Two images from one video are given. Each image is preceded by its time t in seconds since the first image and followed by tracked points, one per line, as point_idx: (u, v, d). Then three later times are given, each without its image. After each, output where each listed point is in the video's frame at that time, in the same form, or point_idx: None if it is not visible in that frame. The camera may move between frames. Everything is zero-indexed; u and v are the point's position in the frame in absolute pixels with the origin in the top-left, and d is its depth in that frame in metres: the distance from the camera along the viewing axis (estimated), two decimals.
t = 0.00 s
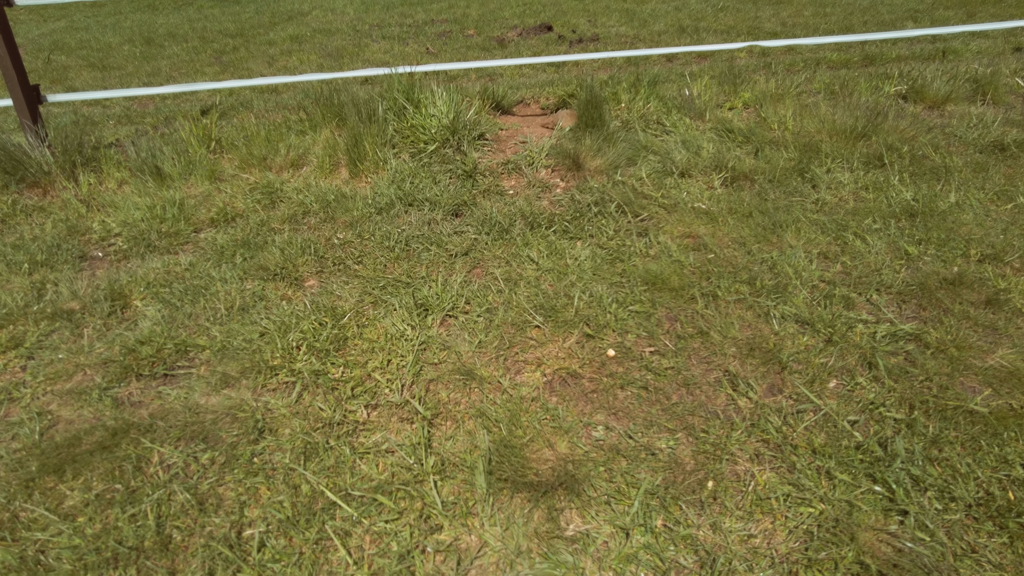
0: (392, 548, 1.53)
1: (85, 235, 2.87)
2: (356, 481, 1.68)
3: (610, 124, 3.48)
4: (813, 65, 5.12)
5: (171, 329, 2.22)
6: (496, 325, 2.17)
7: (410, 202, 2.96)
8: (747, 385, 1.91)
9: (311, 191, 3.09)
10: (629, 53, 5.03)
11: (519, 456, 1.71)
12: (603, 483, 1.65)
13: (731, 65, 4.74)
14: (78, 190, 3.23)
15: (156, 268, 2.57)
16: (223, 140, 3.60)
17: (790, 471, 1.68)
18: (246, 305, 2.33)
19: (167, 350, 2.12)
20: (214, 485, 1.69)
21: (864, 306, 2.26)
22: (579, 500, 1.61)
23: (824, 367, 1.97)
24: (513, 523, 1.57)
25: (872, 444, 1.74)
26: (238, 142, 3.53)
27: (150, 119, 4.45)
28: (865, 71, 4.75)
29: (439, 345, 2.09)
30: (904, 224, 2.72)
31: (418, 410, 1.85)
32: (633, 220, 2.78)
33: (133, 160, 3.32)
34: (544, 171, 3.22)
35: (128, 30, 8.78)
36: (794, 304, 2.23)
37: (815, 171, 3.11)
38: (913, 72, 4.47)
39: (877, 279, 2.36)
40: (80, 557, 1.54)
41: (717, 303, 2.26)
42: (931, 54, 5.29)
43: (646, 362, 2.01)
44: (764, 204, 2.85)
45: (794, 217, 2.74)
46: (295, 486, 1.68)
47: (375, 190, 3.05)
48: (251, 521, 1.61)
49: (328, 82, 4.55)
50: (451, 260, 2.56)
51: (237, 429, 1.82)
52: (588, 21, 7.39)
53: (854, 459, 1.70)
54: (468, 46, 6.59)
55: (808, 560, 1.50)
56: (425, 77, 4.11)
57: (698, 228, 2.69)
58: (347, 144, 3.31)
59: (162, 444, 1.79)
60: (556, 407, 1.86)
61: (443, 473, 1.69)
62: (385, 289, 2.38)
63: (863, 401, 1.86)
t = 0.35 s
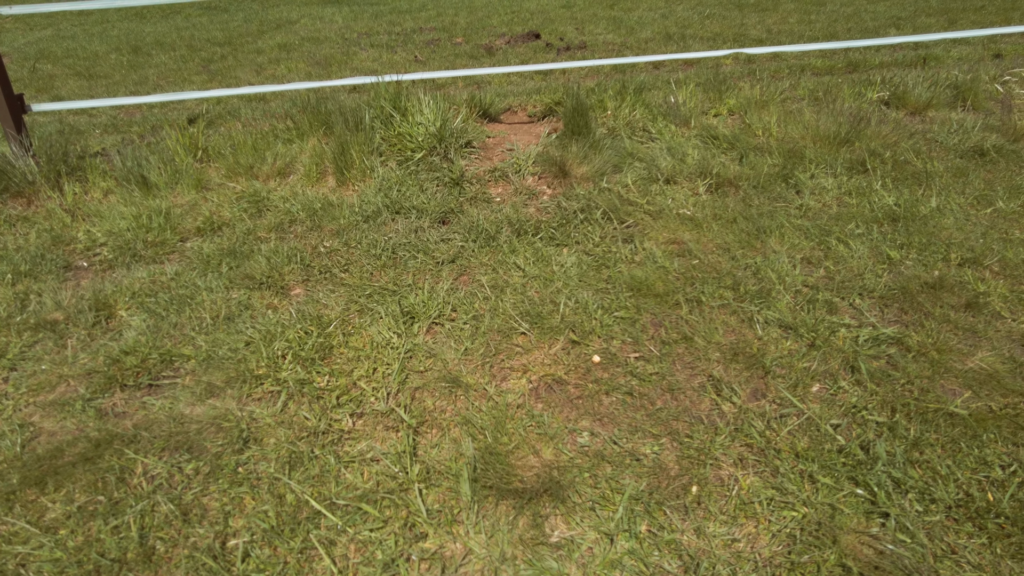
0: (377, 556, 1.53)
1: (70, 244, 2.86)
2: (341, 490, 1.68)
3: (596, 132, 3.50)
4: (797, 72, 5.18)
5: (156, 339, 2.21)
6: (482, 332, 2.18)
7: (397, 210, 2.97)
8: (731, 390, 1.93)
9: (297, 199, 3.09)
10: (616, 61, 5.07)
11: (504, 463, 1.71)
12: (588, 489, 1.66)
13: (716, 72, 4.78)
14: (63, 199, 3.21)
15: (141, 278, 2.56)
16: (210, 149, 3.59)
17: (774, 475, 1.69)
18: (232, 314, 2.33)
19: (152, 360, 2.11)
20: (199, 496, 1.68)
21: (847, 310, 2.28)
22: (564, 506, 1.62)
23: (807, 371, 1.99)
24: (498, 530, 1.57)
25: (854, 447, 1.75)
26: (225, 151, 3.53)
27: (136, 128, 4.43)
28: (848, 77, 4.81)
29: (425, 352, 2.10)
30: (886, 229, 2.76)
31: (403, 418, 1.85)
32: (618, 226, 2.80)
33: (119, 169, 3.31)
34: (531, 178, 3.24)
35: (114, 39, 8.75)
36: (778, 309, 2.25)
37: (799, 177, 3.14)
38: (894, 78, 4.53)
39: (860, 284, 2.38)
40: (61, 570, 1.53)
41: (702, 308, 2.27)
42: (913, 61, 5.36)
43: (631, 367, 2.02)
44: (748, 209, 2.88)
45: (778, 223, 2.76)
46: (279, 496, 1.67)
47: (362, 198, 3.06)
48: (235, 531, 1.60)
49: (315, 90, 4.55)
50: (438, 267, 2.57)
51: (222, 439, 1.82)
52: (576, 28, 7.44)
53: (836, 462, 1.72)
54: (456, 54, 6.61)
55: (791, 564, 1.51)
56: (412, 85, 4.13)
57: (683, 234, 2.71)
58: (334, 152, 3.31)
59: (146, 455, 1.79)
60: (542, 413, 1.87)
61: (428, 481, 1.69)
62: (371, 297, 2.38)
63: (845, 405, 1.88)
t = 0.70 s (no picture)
0: (371, 561, 1.53)
1: (60, 251, 2.84)
2: (335, 495, 1.67)
3: (587, 136, 3.52)
4: (786, 75, 5.22)
5: (147, 345, 2.20)
6: (475, 336, 2.18)
7: (388, 215, 2.97)
8: (722, 392, 1.94)
9: (289, 205, 3.08)
10: (606, 65, 5.10)
11: (497, 466, 1.71)
12: (581, 491, 1.66)
13: (706, 76, 4.82)
14: (52, 206, 3.19)
15: (132, 284, 2.55)
16: (200, 155, 3.58)
17: (765, 476, 1.71)
18: (223, 320, 2.32)
19: (143, 367, 2.10)
20: (191, 503, 1.67)
21: (836, 312, 2.30)
22: (557, 509, 1.62)
23: (797, 373, 2.00)
24: (492, 533, 1.58)
25: (844, 447, 1.77)
26: (215, 156, 3.52)
27: (126, 134, 4.42)
28: (836, 81, 4.86)
29: (417, 357, 2.10)
30: (875, 231, 2.78)
31: (396, 423, 1.86)
32: (609, 230, 2.81)
33: (108, 176, 3.30)
34: (522, 183, 3.25)
35: (103, 45, 8.71)
36: (768, 310, 2.27)
37: (788, 180, 3.16)
38: (881, 82, 4.58)
39: (849, 285, 2.40)
40: None
41: (692, 311, 2.29)
42: (899, 64, 5.42)
43: (623, 370, 2.03)
44: (738, 213, 2.90)
45: (768, 225, 2.78)
46: (272, 502, 1.67)
47: (353, 203, 3.06)
48: (228, 537, 1.60)
49: (306, 96, 4.56)
50: (430, 272, 2.57)
51: (214, 445, 1.81)
52: (566, 33, 7.48)
53: (827, 463, 1.73)
54: (447, 59, 6.63)
55: (783, 564, 1.52)
56: (403, 91, 4.14)
57: (673, 237, 2.73)
58: (325, 158, 3.31)
59: (137, 462, 1.78)
60: (534, 416, 1.88)
61: (421, 486, 1.69)
62: (363, 302, 2.38)
63: (835, 405, 1.89)
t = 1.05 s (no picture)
0: (371, 570, 1.53)
1: (54, 260, 2.83)
2: (334, 504, 1.68)
3: (581, 143, 3.54)
4: (778, 81, 5.26)
5: (144, 354, 2.19)
6: (472, 343, 2.19)
7: (384, 222, 2.98)
8: (718, 398, 1.95)
9: (284, 212, 3.09)
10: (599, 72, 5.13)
11: (496, 474, 1.72)
12: (579, 498, 1.67)
13: (698, 83, 4.85)
14: (46, 214, 3.18)
15: (127, 293, 2.54)
16: (195, 163, 3.58)
17: (762, 481, 1.72)
18: (220, 329, 2.32)
19: (140, 376, 2.10)
20: (190, 512, 1.67)
21: (830, 317, 2.32)
22: (556, 516, 1.63)
23: (792, 378, 2.02)
24: (491, 541, 1.58)
25: (840, 452, 1.78)
26: (210, 164, 3.52)
27: (119, 141, 4.41)
28: (827, 87, 4.90)
29: (415, 364, 2.10)
30: (867, 236, 2.81)
31: (394, 431, 1.86)
32: (605, 236, 2.83)
33: (103, 184, 3.29)
34: (517, 190, 3.27)
35: (95, 51, 8.69)
36: (762, 316, 2.29)
37: (782, 186, 3.19)
38: (871, 88, 4.62)
39: (843, 291, 2.43)
40: None
41: (688, 317, 2.30)
42: (889, 71, 5.48)
43: (620, 376, 2.04)
44: (732, 219, 2.92)
45: (762, 231, 2.81)
46: (272, 511, 1.67)
47: (349, 211, 3.06)
48: (228, 547, 1.60)
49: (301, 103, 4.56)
50: (426, 279, 2.58)
51: (213, 454, 1.81)
52: (559, 40, 7.52)
53: (823, 467, 1.74)
54: (440, 66, 6.65)
55: (780, 569, 1.53)
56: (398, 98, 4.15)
57: (668, 244, 2.75)
58: (320, 165, 3.32)
59: (135, 472, 1.77)
60: (532, 423, 1.88)
61: (420, 494, 1.69)
62: (360, 310, 2.38)
63: (831, 410, 1.91)
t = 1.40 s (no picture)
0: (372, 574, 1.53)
1: (50, 266, 2.83)
2: (335, 508, 1.68)
3: (577, 148, 3.56)
4: (772, 86, 5.30)
5: (142, 360, 2.19)
6: (470, 347, 2.20)
7: (381, 227, 2.98)
8: (716, 401, 1.97)
9: (281, 218, 3.09)
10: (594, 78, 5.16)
11: (496, 478, 1.72)
12: (579, 501, 1.68)
13: (692, 88, 4.89)
14: (42, 220, 3.17)
15: (125, 298, 2.54)
16: (191, 169, 3.58)
17: (759, 483, 1.73)
18: (218, 334, 2.32)
19: (138, 382, 2.10)
20: (190, 518, 1.67)
21: (826, 320, 2.33)
22: (556, 519, 1.64)
23: (789, 381, 2.03)
24: (492, 545, 1.58)
25: (837, 453, 1.79)
26: (206, 170, 3.52)
27: (114, 148, 4.40)
28: (820, 91, 4.94)
29: (414, 369, 2.11)
30: (862, 240, 2.83)
31: (394, 436, 1.86)
32: (601, 241, 2.85)
33: (99, 190, 3.29)
34: (514, 195, 3.29)
35: (89, 57, 8.69)
36: (759, 319, 2.30)
37: (776, 190, 3.21)
38: (864, 93, 4.66)
39: (838, 294, 2.44)
40: None
41: (684, 320, 2.32)
42: (882, 75, 5.53)
43: (618, 380, 2.05)
44: (727, 223, 2.94)
45: (757, 235, 2.82)
46: (272, 516, 1.67)
47: (346, 216, 3.07)
48: (228, 552, 1.60)
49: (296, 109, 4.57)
50: (424, 284, 2.59)
51: (213, 460, 1.81)
52: (553, 45, 7.56)
53: (820, 469, 1.75)
54: (436, 71, 6.67)
55: (779, 570, 1.54)
56: (393, 104, 4.17)
57: (664, 248, 2.76)
58: (317, 171, 3.33)
59: (135, 478, 1.77)
60: (532, 427, 1.89)
61: (421, 498, 1.70)
62: (358, 315, 2.39)
63: (827, 413, 1.92)
